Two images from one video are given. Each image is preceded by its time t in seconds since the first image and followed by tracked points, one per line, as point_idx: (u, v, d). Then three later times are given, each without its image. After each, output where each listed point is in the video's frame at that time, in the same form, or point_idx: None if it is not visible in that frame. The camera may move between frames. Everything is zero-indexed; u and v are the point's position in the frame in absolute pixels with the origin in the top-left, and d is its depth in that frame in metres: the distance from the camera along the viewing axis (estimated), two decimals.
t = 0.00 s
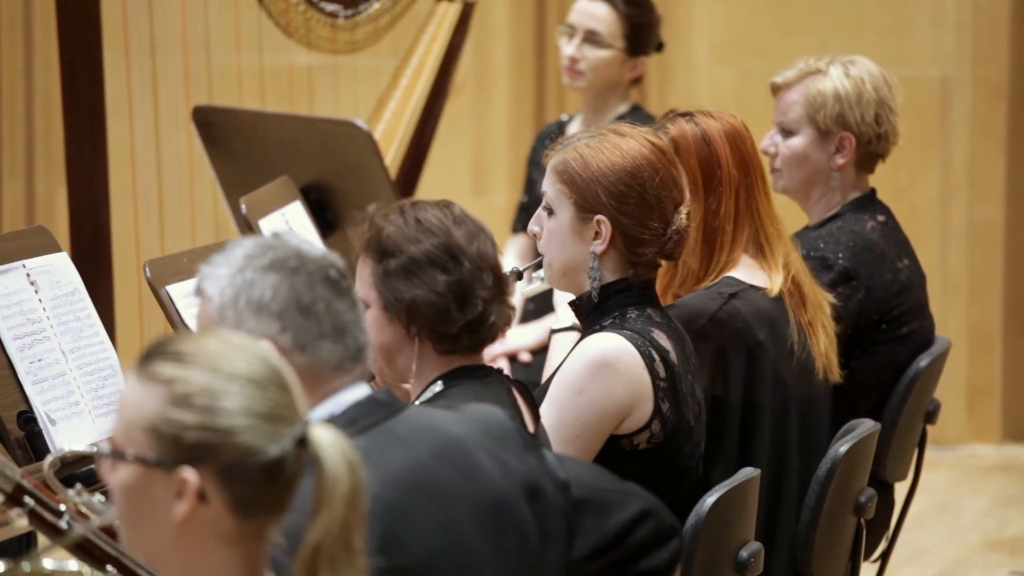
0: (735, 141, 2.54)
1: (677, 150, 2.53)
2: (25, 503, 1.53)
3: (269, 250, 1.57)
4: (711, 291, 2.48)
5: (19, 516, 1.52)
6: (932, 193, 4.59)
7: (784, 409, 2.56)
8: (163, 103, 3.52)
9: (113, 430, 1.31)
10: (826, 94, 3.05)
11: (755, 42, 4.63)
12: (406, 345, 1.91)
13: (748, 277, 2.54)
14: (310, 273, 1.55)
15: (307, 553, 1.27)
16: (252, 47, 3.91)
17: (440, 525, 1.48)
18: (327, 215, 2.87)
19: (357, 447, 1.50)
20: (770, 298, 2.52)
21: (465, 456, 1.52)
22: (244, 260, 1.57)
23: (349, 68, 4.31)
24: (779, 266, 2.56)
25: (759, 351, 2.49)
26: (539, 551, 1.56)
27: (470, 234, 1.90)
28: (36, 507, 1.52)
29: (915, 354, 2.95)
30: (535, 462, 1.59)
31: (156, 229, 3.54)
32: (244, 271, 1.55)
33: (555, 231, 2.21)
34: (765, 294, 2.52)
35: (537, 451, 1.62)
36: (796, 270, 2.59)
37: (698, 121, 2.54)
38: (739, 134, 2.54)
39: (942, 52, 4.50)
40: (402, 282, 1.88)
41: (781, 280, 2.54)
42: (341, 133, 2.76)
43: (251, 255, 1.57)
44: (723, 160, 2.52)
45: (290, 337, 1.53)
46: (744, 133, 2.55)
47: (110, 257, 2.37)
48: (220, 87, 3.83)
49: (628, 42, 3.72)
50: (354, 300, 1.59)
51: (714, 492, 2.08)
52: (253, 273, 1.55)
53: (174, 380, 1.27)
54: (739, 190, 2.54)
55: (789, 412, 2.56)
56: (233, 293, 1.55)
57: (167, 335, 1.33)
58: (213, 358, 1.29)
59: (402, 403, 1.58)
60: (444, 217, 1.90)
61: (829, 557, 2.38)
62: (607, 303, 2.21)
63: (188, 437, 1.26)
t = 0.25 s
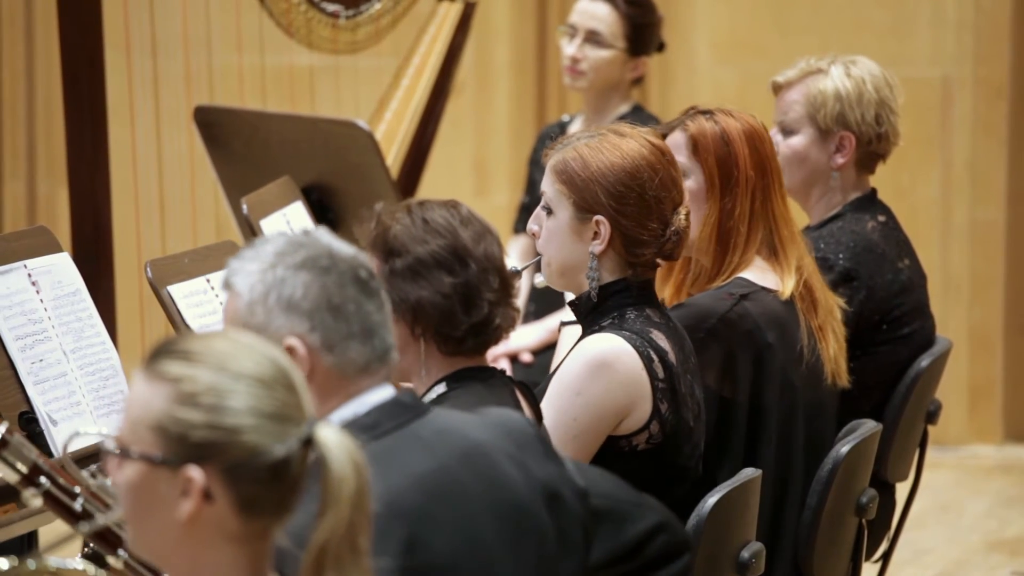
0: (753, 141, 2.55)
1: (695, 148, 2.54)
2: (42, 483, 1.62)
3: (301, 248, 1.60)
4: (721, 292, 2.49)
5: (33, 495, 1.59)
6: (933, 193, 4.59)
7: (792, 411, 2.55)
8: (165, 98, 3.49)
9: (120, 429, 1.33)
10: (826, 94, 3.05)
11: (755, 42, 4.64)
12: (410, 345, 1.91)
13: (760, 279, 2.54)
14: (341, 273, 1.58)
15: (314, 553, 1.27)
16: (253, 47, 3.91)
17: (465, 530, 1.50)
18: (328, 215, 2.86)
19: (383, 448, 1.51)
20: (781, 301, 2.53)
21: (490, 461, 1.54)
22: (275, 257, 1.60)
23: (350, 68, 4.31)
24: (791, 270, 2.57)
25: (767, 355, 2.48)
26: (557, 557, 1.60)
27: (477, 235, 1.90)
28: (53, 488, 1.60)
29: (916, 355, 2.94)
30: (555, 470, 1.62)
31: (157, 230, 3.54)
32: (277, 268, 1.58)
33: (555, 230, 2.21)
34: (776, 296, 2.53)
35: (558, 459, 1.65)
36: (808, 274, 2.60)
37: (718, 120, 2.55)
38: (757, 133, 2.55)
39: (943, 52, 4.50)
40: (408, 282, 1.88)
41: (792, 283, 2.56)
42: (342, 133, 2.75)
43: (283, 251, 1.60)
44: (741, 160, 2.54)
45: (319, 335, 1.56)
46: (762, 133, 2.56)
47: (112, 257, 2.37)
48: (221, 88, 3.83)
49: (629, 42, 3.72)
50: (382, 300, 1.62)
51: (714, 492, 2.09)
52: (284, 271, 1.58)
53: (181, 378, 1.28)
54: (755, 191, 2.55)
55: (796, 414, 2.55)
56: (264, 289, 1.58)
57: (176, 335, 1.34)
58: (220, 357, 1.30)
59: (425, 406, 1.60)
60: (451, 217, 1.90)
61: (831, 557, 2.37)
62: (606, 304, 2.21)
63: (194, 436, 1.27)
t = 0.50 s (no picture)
0: (769, 142, 2.56)
1: (710, 147, 2.57)
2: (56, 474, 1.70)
3: (319, 246, 1.62)
4: (732, 293, 2.51)
5: (45, 487, 1.68)
6: (932, 193, 4.59)
7: (797, 414, 2.54)
8: (165, 103, 3.52)
9: (124, 428, 1.34)
10: (824, 94, 3.04)
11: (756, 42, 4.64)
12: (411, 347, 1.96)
13: (771, 280, 2.56)
14: (357, 272, 1.61)
15: (317, 553, 1.27)
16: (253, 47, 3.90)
17: (475, 531, 1.50)
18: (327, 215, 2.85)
19: (395, 447, 1.53)
20: (791, 303, 2.54)
21: (501, 463, 1.55)
22: (294, 255, 1.62)
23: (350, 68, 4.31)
24: (803, 272, 2.57)
25: (774, 356, 2.49)
26: (565, 561, 1.60)
27: (476, 237, 1.93)
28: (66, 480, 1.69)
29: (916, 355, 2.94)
30: (564, 475, 1.62)
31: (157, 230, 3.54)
32: (295, 265, 1.61)
33: (553, 233, 2.21)
34: (787, 299, 2.54)
35: (568, 464, 1.66)
36: (821, 277, 2.59)
37: (734, 119, 2.58)
38: (773, 135, 2.57)
39: (943, 52, 4.50)
40: (409, 285, 1.91)
41: (804, 286, 2.56)
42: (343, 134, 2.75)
43: (301, 249, 1.63)
44: (755, 161, 2.55)
45: (334, 333, 1.58)
46: (778, 135, 2.58)
47: (111, 257, 2.37)
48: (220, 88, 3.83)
49: (629, 42, 3.72)
50: (397, 300, 1.64)
51: (714, 492, 2.09)
52: (303, 269, 1.60)
53: (185, 377, 1.30)
54: (768, 193, 2.56)
55: (802, 417, 2.54)
56: (281, 286, 1.60)
57: (179, 335, 1.35)
58: (223, 356, 1.31)
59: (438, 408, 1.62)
60: (450, 219, 1.93)
61: (831, 557, 2.37)
62: (605, 306, 2.20)
63: (197, 435, 1.28)
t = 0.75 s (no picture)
0: (786, 147, 2.60)
1: (727, 148, 2.61)
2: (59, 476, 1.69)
3: (322, 245, 1.62)
4: (746, 296, 2.50)
5: (48, 487, 1.68)
6: (934, 194, 4.59)
7: (807, 420, 2.55)
8: (166, 105, 3.54)
9: (127, 430, 1.34)
10: (826, 94, 3.05)
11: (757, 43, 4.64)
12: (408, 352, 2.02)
13: (785, 284, 2.58)
14: (361, 272, 1.61)
15: (320, 553, 1.27)
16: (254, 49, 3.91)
17: (478, 532, 1.51)
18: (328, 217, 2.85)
19: (397, 446, 1.54)
20: (804, 307, 2.55)
21: (504, 464, 1.56)
22: (297, 254, 1.62)
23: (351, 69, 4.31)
24: (816, 276, 2.60)
25: (787, 360, 2.49)
26: (568, 562, 1.60)
27: (467, 240, 2.02)
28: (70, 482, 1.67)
29: (917, 356, 2.95)
30: (568, 477, 1.62)
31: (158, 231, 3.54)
32: (298, 265, 1.61)
33: (552, 235, 2.22)
34: (799, 303, 2.55)
35: (572, 466, 1.66)
36: (835, 282, 2.61)
37: (752, 122, 2.62)
38: (791, 139, 2.61)
39: (945, 53, 4.50)
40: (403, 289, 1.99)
41: (817, 291, 2.57)
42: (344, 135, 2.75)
43: (304, 249, 1.63)
44: (771, 164, 2.59)
45: (337, 333, 1.58)
46: (796, 139, 2.61)
47: (112, 259, 2.36)
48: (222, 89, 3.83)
49: (630, 43, 3.71)
50: (400, 300, 1.65)
51: (715, 493, 2.09)
52: (304, 268, 1.60)
53: (188, 379, 1.30)
54: (783, 196, 2.59)
55: (811, 422, 2.55)
56: (284, 286, 1.60)
57: (180, 337, 1.36)
58: (226, 357, 1.31)
59: (442, 408, 1.63)
60: (440, 222, 2.01)
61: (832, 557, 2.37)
62: (604, 306, 2.21)
63: (200, 437, 1.28)
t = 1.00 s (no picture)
0: (805, 150, 2.63)
1: (746, 148, 2.65)
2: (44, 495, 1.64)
3: (324, 245, 1.64)
4: (759, 298, 2.54)
5: (37, 509, 1.61)
6: (937, 195, 4.59)
7: (818, 424, 2.57)
8: (169, 109, 3.55)
9: (131, 429, 1.34)
10: (826, 96, 3.05)
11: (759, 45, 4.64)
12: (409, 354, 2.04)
13: (797, 288, 2.61)
14: (362, 272, 1.63)
15: (323, 555, 1.27)
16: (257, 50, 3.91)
17: (478, 530, 1.51)
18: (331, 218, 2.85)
19: (397, 445, 1.56)
20: (816, 311, 2.57)
21: (503, 463, 1.56)
22: (299, 254, 1.64)
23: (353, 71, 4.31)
24: (831, 282, 2.60)
25: (796, 364, 2.52)
26: (569, 562, 1.60)
27: (466, 242, 2.02)
28: (56, 502, 1.62)
29: (920, 357, 2.95)
30: (568, 477, 1.63)
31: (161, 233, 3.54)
32: (300, 265, 1.63)
33: (559, 233, 2.22)
34: (811, 307, 2.57)
35: (571, 466, 1.67)
36: (848, 288, 2.62)
37: (772, 124, 2.66)
38: (811, 143, 2.64)
39: (947, 55, 4.50)
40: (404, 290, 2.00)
41: (830, 295, 2.59)
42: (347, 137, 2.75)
43: (307, 248, 1.65)
44: (789, 167, 2.62)
45: (337, 333, 1.61)
46: (816, 144, 2.64)
47: (115, 260, 2.37)
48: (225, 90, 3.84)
49: (633, 45, 3.71)
50: (403, 300, 1.67)
51: (718, 495, 2.08)
52: (306, 268, 1.62)
53: (193, 380, 1.29)
54: (801, 199, 2.62)
55: (820, 425, 2.57)
56: (285, 285, 1.62)
57: (183, 338, 1.35)
58: (232, 359, 1.31)
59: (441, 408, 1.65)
60: (440, 224, 2.01)
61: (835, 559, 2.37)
62: (608, 306, 2.20)
63: (204, 437, 1.28)
